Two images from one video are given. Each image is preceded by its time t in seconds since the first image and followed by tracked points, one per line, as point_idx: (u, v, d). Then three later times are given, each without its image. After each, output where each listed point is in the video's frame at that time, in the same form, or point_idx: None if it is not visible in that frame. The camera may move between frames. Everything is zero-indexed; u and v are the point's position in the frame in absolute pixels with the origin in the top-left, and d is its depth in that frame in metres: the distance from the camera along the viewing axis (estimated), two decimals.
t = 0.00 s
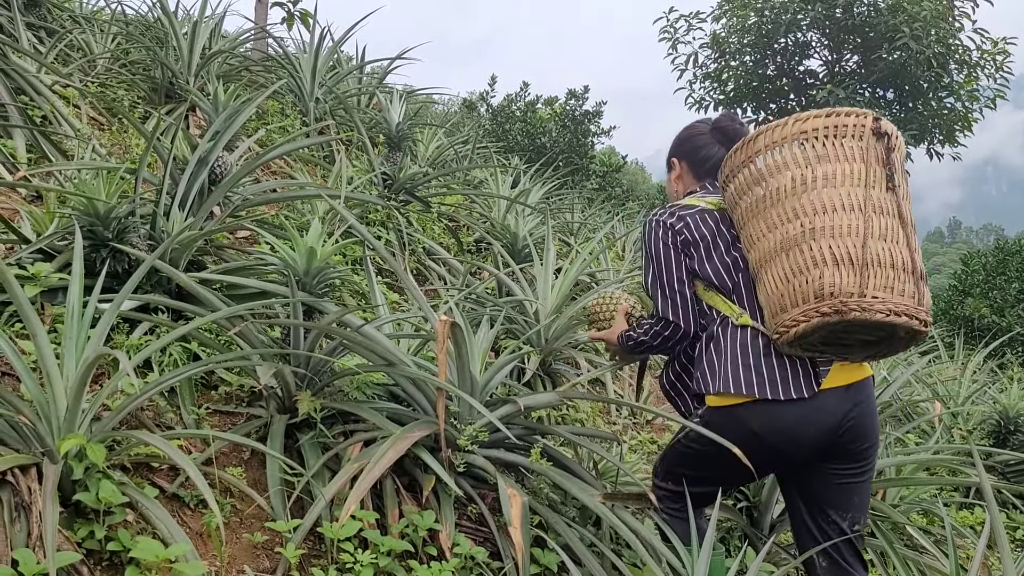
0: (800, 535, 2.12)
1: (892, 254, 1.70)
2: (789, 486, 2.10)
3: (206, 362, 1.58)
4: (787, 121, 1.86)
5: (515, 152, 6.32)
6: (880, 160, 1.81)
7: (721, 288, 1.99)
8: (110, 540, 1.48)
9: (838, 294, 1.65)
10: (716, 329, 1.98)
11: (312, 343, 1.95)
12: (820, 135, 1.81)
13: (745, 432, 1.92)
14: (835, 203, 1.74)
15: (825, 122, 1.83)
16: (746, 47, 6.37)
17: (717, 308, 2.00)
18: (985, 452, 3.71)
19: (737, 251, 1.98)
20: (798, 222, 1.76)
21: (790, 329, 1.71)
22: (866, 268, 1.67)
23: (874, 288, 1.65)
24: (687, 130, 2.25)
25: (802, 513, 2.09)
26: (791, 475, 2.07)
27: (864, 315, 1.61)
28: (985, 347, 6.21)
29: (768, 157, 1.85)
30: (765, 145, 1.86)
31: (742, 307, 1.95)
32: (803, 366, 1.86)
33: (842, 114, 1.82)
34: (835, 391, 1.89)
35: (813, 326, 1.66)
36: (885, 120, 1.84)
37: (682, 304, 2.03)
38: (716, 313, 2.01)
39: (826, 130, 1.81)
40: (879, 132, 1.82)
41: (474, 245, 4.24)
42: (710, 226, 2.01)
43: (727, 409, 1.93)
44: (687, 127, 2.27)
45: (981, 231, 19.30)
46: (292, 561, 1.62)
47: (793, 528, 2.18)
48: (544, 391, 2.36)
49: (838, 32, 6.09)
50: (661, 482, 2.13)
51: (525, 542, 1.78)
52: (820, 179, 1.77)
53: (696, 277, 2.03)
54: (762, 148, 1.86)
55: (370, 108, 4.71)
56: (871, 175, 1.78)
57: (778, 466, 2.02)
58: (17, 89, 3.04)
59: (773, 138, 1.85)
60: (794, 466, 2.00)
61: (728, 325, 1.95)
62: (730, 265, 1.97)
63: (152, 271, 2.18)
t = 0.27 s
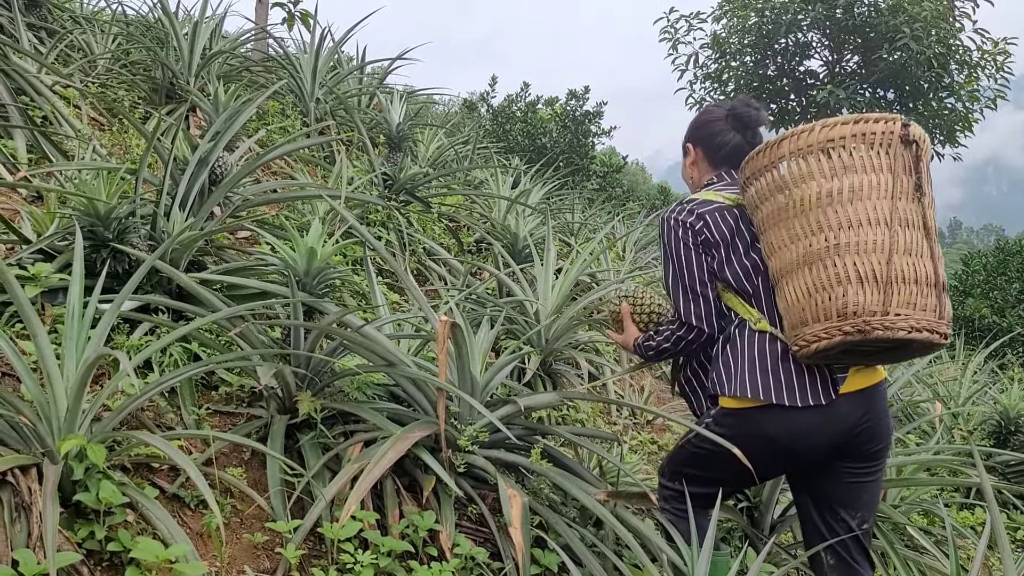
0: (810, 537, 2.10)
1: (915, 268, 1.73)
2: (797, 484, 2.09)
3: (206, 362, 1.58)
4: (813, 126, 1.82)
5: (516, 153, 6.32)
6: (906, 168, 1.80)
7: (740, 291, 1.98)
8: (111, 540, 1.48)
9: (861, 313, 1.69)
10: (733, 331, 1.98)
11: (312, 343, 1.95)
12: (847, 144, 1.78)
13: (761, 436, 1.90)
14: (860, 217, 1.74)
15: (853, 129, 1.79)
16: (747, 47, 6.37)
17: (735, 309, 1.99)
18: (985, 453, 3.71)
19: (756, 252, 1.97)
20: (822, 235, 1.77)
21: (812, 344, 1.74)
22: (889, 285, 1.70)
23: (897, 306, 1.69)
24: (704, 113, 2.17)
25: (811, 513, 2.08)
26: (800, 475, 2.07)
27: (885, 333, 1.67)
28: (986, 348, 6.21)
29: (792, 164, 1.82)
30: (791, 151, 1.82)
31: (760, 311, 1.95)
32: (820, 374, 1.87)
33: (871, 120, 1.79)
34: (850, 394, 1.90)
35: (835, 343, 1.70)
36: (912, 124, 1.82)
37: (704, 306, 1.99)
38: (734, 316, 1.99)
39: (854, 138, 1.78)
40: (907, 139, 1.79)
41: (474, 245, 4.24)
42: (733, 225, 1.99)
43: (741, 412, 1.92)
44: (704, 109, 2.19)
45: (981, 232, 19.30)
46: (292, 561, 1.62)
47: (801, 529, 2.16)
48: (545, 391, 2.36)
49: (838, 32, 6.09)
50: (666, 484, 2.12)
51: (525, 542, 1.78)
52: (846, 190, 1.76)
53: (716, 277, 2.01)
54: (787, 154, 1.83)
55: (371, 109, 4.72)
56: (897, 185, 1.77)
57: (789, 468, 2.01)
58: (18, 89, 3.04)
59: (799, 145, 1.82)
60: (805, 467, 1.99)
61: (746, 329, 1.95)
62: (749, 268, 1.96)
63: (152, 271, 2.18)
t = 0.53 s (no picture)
0: (816, 535, 2.10)
1: (935, 263, 1.73)
2: (805, 484, 2.09)
3: (206, 363, 1.58)
4: (838, 119, 1.83)
5: (516, 153, 6.32)
6: (926, 166, 1.82)
7: (752, 286, 1.95)
8: (111, 541, 1.47)
9: (884, 303, 1.67)
10: (744, 325, 1.95)
11: (312, 343, 1.95)
12: (872, 137, 1.79)
13: (773, 432, 1.90)
14: (884, 209, 1.74)
15: (877, 124, 1.81)
16: (746, 47, 6.37)
17: (746, 304, 1.96)
18: (986, 452, 3.70)
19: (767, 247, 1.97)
20: (846, 226, 1.76)
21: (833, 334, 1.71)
22: (912, 277, 1.69)
23: (919, 298, 1.68)
24: (709, 111, 2.15)
25: (818, 513, 2.07)
26: (809, 474, 2.06)
27: (907, 324, 1.65)
28: (986, 347, 6.21)
29: (816, 156, 1.83)
30: (815, 143, 1.83)
31: (773, 305, 1.93)
32: (834, 368, 1.88)
33: (896, 117, 1.81)
34: (862, 393, 1.91)
35: (857, 333, 1.68)
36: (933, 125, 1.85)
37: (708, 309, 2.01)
38: (746, 311, 1.97)
39: (879, 132, 1.79)
40: (928, 138, 1.82)
41: (474, 245, 4.24)
42: (743, 222, 1.98)
43: (754, 408, 1.90)
44: (709, 106, 2.16)
45: (982, 231, 19.31)
46: (292, 561, 1.62)
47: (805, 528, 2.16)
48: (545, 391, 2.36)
49: (838, 32, 6.09)
50: (671, 482, 2.11)
51: (525, 542, 1.78)
52: (870, 182, 1.76)
53: (724, 273, 1.98)
54: (811, 146, 1.83)
55: (371, 109, 4.72)
56: (919, 181, 1.78)
57: (798, 467, 2.00)
58: (18, 90, 3.04)
59: (824, 136, 1.83)
60: (815, 466, 1.99)
61: (759, 323, 1.92)
62: (762, 263, 1.94)
63: (152, 272, 2.18)
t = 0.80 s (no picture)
0: (817, 533, 2.10)
1: (932, 257, 1.74)
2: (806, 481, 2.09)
3: (206, 363, 1.58)
4: (833, 116, 1.84)
5: (516, 153, 6.32)
6: (920, 162, 1.83)
7: (750, 284, 1.95)
8: (111, 541, 1.47)
9: (884, 297, 1.67)
10: (744, 322, 1.95)
11: (312, 343, 1.95)
12: (868, 133, 1.80)
13: (776, 428, 1.89)
14: (881, 204, 1.74)
15: (872, 120, 1.82)
16: (747, 47, 6.37)
17: (745, 302, 1.96)
18: (986, 452, 3.70)
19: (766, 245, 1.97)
20: (844, 221, 1.76)
21: (833, 329, 1.71)
22: (910, 271, 1.69)
23: (918, 291, 1.68)
24: (709, 113, 2.13)
25: (819, 510, 2.07)
26: (810, 472, 2.06)
27: (907, 317, 1.64)
28: (987, 347, 6.21)
29: (813, 153, 1.83)
30: (811, 140, 1.83)
31: (772, 303, 1.93)
32: (834, 363, 1.87)
33: (889, 114, 1.82)
34: (863, 389, 1.91)
35: (858, 327, 1.68)
36: (925, 122, 1.87)
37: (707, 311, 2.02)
38: (746, 310, 1.96)
39: (874, 128, 1.80)
40: (922, 134, 1.83)
41: (475, 245, 4.24)
42: (742, 221, 1.97)
43: (755, 406, 1.90)
44: (708, 108, 2.15)
45: (982, 231, 19.31)
46: (293, 561, 1.62)
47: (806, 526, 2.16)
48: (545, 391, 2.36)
49: (838, 31, 6.08)
50: (672, 480, 2.11)
51: (525, 542, 1.78)
52: (867, 177, 1.77)
53: (723, 272, 1.98)
54: (808, 144, 1.84)
55: (371, 109, 4.72)
56: (914, 177, 1.79)
57: (800, 463, 2.00)
58: (18, 90, 3.04)
59: (820, 133, 1.83)
60: (816, 463, 1.99)
61: (760, 321, 1.92)
62: (762, 261, 1.94)
63: (152, 272, 2.18)
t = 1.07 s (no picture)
0: (816, 532, 2.10)
1: (926, 261, 1.73)
2: (803, 479, 2.08)
3: (207, 363, 1.58)
4: (828, 119, 1.82)
5: (517, 152, 6.32)
6: (916, 164, 1.81)
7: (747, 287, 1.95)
8: (111, 540, 1.47)
9: (877, 301, 1.67)
10: (739, 325, 1.96)
11: (313, 343, 1.95)
12: (862, 136, 1.79)
13: (768, 428, 1.90)
14: (875, 208, 1.74)
15: (867, 123, 1.80)
16: (748, 46, 6.37)
17: (741, 305, 1.96)
18: (987, 452, 3.70)
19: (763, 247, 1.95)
20: (838, 225, 1.75)
21: (826, 333, 1.71)
22: (904, 275, 1.68)
23: (912, 294, 1.67)
24: (718, 109, 2.09)
25: (818, 509, 2.07)
26: (807, 471, 2.06)
27: (900, 321, 1.64)
28: (988, 347, 6.20)
29: (807, 156, 1.82)
30: (805, 143, 1.82)
31: (768, 306, 1.92)
32: (827, 366, 1.86)
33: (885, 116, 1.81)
34: (859, 388, 1.90)
35: (851, 331, 1.67)
36: (921, 123, 1.85)
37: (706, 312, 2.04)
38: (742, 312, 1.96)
39: (869, 131, 1.79)
40: (917, 136, 1.82)
41: (475, 245, 4.24)
42: (739, 223, 1.95)
43: (748, 408, 1.91)
44: (713, 105, 2.10)
45: (983, 231, 19.30)
46: (293, 561, 1.62)
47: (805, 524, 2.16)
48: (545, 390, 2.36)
49: (839, 31, 6.07)
50: (673, 478, 2.12)
51: (526, 542, 1.78)
52: (861, 181, 1.76)
53: (720, 274, 1.98)
54: (802, 147, 1.82)
55: (371, 108, 4.72)
56: (909, 180, 1.78)
57: (797, 462, 2.00)
58: (19, 90, 3.04)
59: (814, 136, 1.82)
60: (813, 461, 1.99)
61: (754, 324, 1.92)
62: (759, 264, 1.93)
63: (153, 271, 2.18)
